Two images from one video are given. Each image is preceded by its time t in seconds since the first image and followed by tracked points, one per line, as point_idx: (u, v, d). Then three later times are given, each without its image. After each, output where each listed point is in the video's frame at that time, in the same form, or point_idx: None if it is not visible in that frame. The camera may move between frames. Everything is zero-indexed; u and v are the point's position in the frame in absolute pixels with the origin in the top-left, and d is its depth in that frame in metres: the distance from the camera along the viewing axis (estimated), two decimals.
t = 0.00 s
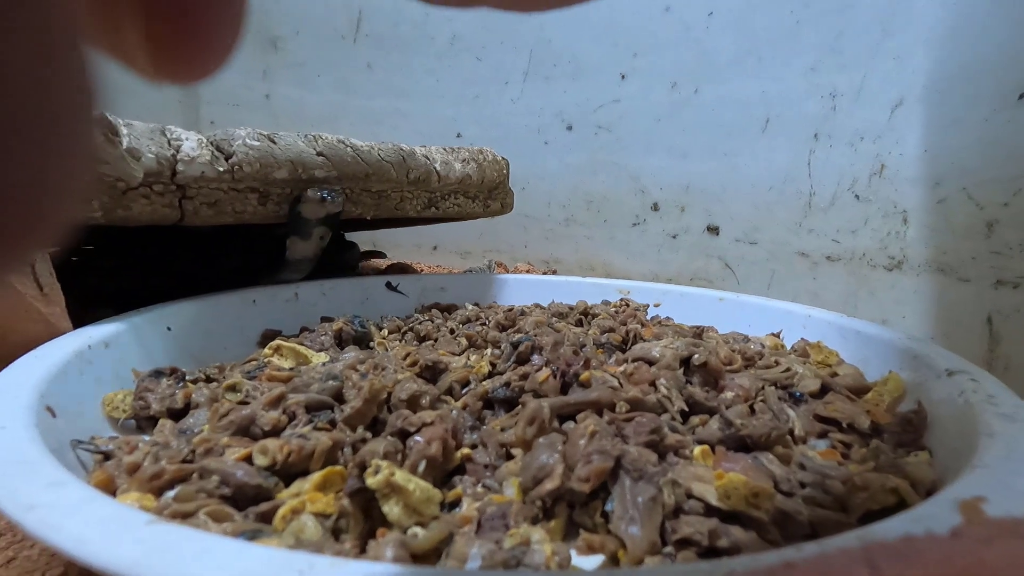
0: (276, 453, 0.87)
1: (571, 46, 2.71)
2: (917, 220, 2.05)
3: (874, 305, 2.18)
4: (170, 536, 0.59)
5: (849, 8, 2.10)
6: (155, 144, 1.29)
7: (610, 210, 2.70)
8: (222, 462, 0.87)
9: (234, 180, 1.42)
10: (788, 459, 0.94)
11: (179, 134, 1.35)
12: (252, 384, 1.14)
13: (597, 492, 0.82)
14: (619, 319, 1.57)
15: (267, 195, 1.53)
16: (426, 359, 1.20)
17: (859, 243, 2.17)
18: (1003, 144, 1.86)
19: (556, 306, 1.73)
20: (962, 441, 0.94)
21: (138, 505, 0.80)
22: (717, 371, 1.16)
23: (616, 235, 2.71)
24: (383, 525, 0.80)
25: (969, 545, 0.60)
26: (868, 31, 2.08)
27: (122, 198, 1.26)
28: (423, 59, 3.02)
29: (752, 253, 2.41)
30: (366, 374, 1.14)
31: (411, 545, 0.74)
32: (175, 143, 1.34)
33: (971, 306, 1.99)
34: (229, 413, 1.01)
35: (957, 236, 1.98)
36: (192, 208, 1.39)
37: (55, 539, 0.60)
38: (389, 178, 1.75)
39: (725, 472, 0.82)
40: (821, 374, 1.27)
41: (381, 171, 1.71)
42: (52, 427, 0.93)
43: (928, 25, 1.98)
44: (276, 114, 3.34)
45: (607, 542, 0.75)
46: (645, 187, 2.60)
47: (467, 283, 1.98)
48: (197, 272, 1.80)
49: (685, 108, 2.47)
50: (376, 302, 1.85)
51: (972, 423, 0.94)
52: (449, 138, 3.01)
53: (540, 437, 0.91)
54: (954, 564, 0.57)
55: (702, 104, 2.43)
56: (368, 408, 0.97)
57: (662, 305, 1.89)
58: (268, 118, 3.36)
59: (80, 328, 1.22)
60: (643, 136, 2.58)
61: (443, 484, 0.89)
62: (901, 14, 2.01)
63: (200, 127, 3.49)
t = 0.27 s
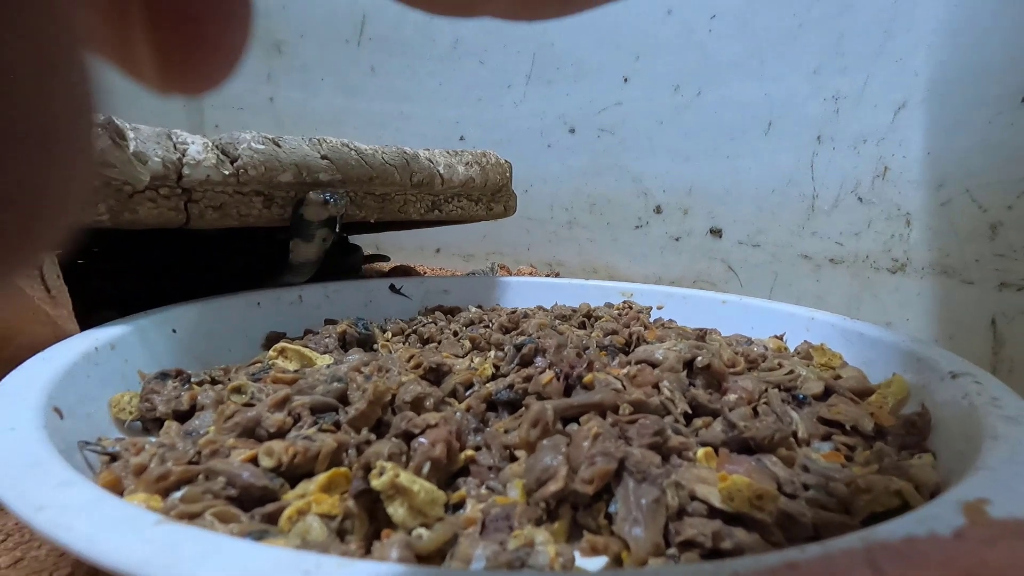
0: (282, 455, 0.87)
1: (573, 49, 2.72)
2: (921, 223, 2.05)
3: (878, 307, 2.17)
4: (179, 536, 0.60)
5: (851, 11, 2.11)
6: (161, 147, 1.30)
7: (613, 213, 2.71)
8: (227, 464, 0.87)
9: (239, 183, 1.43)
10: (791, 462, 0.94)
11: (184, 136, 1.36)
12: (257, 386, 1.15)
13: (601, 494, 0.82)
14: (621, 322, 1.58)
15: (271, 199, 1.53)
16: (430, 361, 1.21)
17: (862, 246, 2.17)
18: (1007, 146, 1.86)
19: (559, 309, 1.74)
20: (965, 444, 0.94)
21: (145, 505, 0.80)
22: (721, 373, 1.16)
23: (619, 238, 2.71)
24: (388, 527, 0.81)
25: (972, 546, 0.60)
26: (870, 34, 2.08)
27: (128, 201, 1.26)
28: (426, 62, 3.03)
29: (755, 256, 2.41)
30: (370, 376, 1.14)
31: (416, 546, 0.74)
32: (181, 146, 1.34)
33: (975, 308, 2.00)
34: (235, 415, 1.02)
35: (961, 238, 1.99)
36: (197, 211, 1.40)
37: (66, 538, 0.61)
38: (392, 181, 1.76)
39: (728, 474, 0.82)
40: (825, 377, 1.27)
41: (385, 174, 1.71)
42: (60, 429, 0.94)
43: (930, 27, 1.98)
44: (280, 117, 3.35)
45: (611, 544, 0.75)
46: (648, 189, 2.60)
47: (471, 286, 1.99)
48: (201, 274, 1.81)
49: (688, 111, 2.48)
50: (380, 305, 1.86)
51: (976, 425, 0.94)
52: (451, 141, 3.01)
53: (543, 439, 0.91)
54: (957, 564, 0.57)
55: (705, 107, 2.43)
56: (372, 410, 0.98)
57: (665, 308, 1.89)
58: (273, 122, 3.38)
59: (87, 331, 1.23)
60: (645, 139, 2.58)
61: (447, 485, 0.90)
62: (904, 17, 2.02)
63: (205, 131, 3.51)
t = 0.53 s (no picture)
0: (277, 458, 0.87)
1: (571, 51, 2.72)
2: (917, 224, 2.06)
3: (875, 308, 2.17)
4: (175, 538, 0.60)
5: (848, 13, 2.11)
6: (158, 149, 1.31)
7: (611, 214, 2.71)
8: (223, 466, 0.87)
9: (236, 185, 1.44)
10: (788, 463, 0.94)
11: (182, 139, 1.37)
12: (253, 389, 1.14)
13: (597, 495, 0.81)
14: (619, 323, 1.58)
15: (268, 201, 1.52)
16: (427, 363, 1.20)
17: (859, 247, 2.18)
18: (1005, 146, 1.88)
19: (557, 310, 1.73)
20: (961, 445, 0.94)
21: (141, 508, 0.80)
22: (717, 374, 1.16)
23: (617, 239, 2.71)
24: (384, 529, 0.80)
25: (966, 546, 0.60)
26: (867, 36, 2.09)
27: (126, 203, 1.26)
28: (424, 64, 3.03)
29: (752, 257, 2.41)
30: (367, 378, 1.14)
31: (411, 548, 0.75)
32: (178, 148, 1.35)
33: (971, 310, 2.00)
34: (231, 417, 1.02)
35: (957, 239, 2.00)
36: (194, 213, 1.39)
37: (63, 541, 0.61)
38: (390, 183, 1.76)
39: (724, 476, 0.82)
40: (821, 378, 1.27)
41: (382, 175, 1.74)
42: (56, 431, 0.93)
43: (927, 30, 1.99)
44: (278, 119, 3.35)
45: (608, 545, 0.75)
46: (646, 191, 2.60)
47: (468, 287, 1.99)
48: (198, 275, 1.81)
49: (686, 113, 2.48)
50: (377, 306, 1.85)
51: (972, 426, 0.95)
52: (449, 143, 3.01)
53: (540, 440, 0.91)
54: (951, 565, 0.57)
55: (702, 108, 2.44)
56: (369, 412, 0.98)
57: (662, 309, 1.89)
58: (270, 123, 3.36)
59: (84, 332, 1.23)
60: (643, 141, 2.58)
61: (443, 487, 0.89)
62: (901, 19, 2.02)
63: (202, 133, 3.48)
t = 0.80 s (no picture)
0: (277, 459, 0.88)
1: (569, 54, 2.73)
2: (914, 226, 2.07)
3: (872, 310, 2.18)
4: (176, 539, 0.60)
5: (844, 17, 2.12)
6: (157, 152, 1.31)
7: (609, 216, 2.72)
8: (223, 467, 0.88)
9: (235, 188, 1.44)
10: (784, 463, 0.95)
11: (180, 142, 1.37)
12: (253, 390, 1.15)
13: (594, 496, 0.82)
14: (617, 325, 1.58)
15: (267, 203, 1.53)
16: (425, 365, 1.21)
17: (855, 249, 2.19)
18: (1000, 149, 1.91)
19: (555, 312, 1.74)
20: (955, 445, 0.95)
21: (142, 510, 0.81)
22: (714, 376, 1.17)
23: (615, 241, 2.72)
24: (384, 530, 0.81)
25: (958, 545, 0.61)
26: (863, 40, 2.10)
27: (124, 206, 1.26)
28: (422, 67, 3.04)
29: (750, 259, 2.42)
30: (366, 380, 1.15)
31: (411, 549, 0.74)
32: (177, 151, 1.35)
33: (967, 310, 2.02)
34: (231, 419, 1.02)
35: (953, 241, 2.02)
36: (194, 215, 1.40)
37: (63, 542, 0.61)
38: (388, 185, 1.77)
39: (721, 476, 0.83)
40: (817, 379, 1.28)
41: (380, 177, 1.73)
42: (56, 433, 0.94)
43: (921, 33, 2.00)
44: (276, 121, 3.34)
45: (605, 545, 0.75)
46: (643, 193, 2.61)
47: (466, 289, 2.00)
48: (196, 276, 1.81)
49: (683, 115, 2.49)
50: (376, 309, 1.86)
51: (965, 426, 0.96)
52: (447, 145, 3.02)
53: (538, 441, 0.91)
54: (943, 562, 0.58)
55: (699, 111, 2.45)
56: (368, 413, 0.98)
57: (660, 311, 1.90)
58: (268, 126, 3.35)
59: (84, 335, 1.24)
60: (641, 143, 2.59)
61: (442, 488, 0.90)
62: (896, 23, 2.04)
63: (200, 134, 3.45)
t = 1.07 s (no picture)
0: (275, 462, 0.87)
1: (568, 57, 2.73)
2: (912, 229, 2.08)
3: (871, 313, 2.18)
4: (173, 544, 0.60)
5: (842, 21, 2.13)
6: (157, 154, 1.30)
7: (608, 219, 2.72)
8: (221, 471, 0.87)
9: (234, 191, 1.44)
10: (783, 467, 0.95)
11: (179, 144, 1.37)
12: (251, 394, 1.15)
13: (593, 500, 0.82)
14: (616, 328, 1.58)
15: (266, 206, 1.55)
16: (424, 368, 1.21)
17: (854, 252, 2.19)
18: (999, 152, 1.92)
19: (554, 315, 1.74)
20: (954, 448, 0.95)
21: (139, 514, 0.80)
22: (714, 379, 1.16)
23: (613, 244, 2.72)
24: (382, 533, 0.81)
25: (957, 548, 0.61)
26: (861, 43, 2.11)
27: (123, 208, 1.26)
28: (422, 70, 3.04)
29: (749, 262, 2.42)
30: (365, 384, 1.14)
31: (409, 553, 0.74)
32: (176, 153, 1.35)
33: (966, 313, 2.03)
34: (228, 423, 1.02)
35: (952, 244, 2.02)
36: (192, 218, 1.40)
37: (59, 546, 0.61)
38: (388, 188, 1.77)
39: (720, 479, 0.83)
40: (817, 382, 1.27)
41: (379, 180, 1.73)
42: (53, 437, 0.93)
43: (920, 37, 2.01)
44: (275, 125, 3.34)
45: (603, 549, 0.75)
46: (642, 196, 2.62)
47: (465, 292, 2.00)
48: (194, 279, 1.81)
49: (682, 119, 2.49)
50: (375, 312, 1.86)
51: (964, 429, 0.96)
52: (446, 148, 3.02)
53: (537, 445, 0.91)
54: (941, 566, 0.58)
55: (698, 114, 2.45)
56: (366, 417, 0.98)
57: (659, 314, 1.90)
58: (267, 129, 3.34)
59: (81, 338, 1.23)
60: (640, 147, 2.60)
61: (440, 492, 0.90)
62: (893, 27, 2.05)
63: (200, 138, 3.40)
